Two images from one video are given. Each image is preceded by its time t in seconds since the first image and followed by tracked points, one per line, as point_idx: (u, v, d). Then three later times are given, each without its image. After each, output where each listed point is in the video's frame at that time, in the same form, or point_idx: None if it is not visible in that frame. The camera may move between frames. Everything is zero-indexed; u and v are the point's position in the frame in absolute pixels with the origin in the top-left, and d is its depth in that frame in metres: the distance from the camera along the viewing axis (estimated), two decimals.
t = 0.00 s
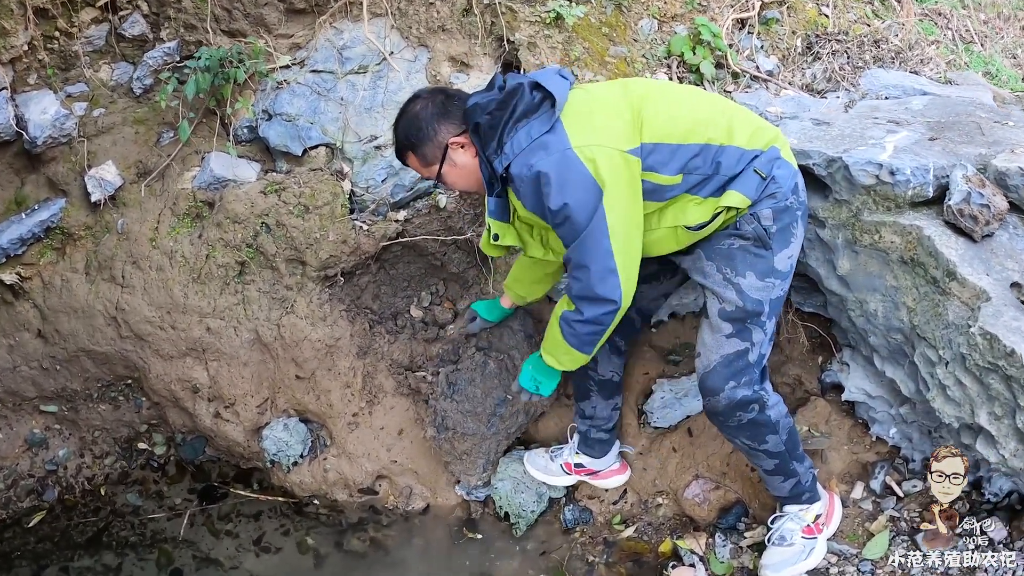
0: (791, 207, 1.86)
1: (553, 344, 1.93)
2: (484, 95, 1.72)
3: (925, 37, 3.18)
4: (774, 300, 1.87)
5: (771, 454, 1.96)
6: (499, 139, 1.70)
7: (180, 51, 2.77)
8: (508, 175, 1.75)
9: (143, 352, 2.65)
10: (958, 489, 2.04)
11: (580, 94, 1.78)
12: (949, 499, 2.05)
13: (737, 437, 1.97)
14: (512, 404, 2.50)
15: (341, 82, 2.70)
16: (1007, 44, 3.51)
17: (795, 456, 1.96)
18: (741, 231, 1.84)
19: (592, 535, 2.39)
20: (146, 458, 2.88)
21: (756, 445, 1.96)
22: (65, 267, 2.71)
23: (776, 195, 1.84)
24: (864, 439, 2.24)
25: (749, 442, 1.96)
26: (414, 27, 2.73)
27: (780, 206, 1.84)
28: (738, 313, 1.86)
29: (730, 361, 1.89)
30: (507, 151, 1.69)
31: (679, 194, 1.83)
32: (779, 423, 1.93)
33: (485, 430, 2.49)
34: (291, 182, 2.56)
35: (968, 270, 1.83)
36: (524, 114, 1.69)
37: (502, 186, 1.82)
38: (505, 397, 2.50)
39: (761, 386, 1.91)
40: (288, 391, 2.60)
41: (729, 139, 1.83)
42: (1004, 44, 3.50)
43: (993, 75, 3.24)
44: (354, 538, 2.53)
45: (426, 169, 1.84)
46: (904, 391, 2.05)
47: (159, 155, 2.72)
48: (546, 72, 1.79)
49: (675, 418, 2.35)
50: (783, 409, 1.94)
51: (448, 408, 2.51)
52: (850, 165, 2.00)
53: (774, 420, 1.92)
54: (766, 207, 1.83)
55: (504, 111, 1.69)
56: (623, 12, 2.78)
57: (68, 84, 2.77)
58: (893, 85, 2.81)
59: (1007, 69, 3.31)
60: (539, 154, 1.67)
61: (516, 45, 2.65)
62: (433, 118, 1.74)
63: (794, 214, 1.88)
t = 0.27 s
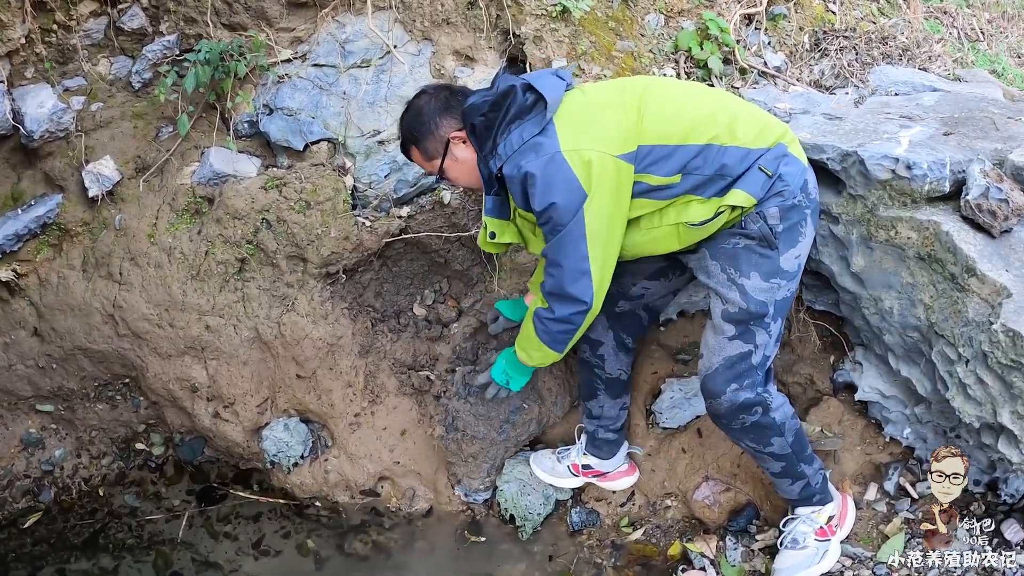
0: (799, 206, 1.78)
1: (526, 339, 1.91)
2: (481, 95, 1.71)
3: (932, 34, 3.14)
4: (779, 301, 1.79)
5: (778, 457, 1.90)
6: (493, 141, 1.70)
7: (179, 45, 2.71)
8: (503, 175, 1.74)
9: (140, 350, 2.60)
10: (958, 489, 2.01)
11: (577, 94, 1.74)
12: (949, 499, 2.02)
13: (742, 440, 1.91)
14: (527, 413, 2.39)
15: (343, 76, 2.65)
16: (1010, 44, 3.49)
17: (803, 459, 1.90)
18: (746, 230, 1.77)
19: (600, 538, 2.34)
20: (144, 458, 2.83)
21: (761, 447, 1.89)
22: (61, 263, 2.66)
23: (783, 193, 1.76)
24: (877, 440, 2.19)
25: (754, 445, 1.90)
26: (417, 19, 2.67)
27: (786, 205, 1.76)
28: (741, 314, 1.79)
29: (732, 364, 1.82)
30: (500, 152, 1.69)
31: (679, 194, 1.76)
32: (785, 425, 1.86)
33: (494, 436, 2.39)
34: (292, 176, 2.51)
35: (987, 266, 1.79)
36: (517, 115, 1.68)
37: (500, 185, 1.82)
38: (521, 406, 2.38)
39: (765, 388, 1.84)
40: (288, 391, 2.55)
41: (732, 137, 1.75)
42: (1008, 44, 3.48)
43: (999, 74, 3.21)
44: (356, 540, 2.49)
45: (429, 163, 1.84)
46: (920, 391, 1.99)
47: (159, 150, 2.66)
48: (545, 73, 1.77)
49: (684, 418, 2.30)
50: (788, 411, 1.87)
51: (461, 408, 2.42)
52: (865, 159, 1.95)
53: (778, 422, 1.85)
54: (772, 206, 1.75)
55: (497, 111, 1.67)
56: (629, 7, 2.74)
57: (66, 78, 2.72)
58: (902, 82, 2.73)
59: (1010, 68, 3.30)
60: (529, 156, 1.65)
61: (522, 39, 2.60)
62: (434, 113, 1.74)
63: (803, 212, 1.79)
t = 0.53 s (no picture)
0: (809, 211, 1.71)
1: (511, 342, 1.92)
2: (483, 108, 1.66)
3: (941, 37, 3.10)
4: (789, 311, 1.73)
5: (789, 466, 1.86)
6: (493, 156, 1.65)
7: (184, 44, 2.67)
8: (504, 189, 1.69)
9: (143, 353, 2.56)
10: (959, 489, 2.01)
11: (578, 106, 1.68)
12: (949, 499, 2.02)
13: (752, 449, 1.87)
14: (540, 420, 2.36)
15: (350, 76, 2.61)
16: (1016, 48, 3.48)
17: (815, 468, 1.86)
18: (755, 238, 1.71)
19: (610, 546, 2.31)
20: (147, 462, 2.79)
21: (773, 457, 1.85)
22: (63, 264, 2.62)
23: (792, 200, 1.70)
24: (892, 447, 2.15)
25: (764, 455, 1.86)
26: (426, 19, 2.64)
27: (797, 211, 1.69)
28: (749, 325, 1.74)
29: (739, 375, 1.78)
30: (500, 167, 1.64)
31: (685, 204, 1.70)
32: (796, 434, 1.82)
33: (506, 442, 2.35)
34: (298, 177, 2.47)
35: (1009, 272, 1.74)
36: (517, 130, 1.62)
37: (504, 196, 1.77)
38: (534, 412, 2.34)
39: (774, 397, 1.80)
40: (294, 395, 2.51)
41: (738, 145, 1.69)
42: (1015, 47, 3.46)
43: (1008, 77, 3.18)
44: (363, 547, 2.45)
45: (436, 173, 1.78)
46: (938, 397, 1.97)
47: (162, 149, 2.63)
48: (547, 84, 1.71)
49: (696, 424, 2.27)
50: (799, 419, 1.84)
51: (473, 414, 2.37)
52: (883, 163, 1.89)
53: (789, 431, 1.81)
54: (782, 213, 1.69)
55: (497, 126, 1.61)
56: (639, 7, 2.69)
57: (68, 77, 2.67)
58: (914, 84, 2.70)
59: (1019, 70, 3.27)
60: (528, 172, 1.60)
61: (532, 39, 2.58)
62: (439, 123, 1.69)
63: (814, 218, 1.73)
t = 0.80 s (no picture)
0: (826, 191, 1.65)
1: (514, 332, 1.86)
2: (489, 92, 1.58)
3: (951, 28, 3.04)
4: (806, 294, 1.67)
5: (807, 456, 1.80)
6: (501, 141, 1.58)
7: (185, 30, 2.62)
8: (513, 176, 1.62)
9: (140, 343, 2.51)
10: (959, 489, 1.99)
11: (587, 88, 1.61)
12: (949, 499, 1.99)
13: (769, 438, 1.81)
14: (545, 411, 2.30)
15: (353, 62, 2.57)
16: None
17: (834, 457, 1.80)
18: (771, 220, 1.65)
19: (618, 540, 2.25)
20: (144, 455, 2.74)
21: (790, 446, 1.80)
22: (60, 252, 2.57)
23: (808, 181, 1.64)
24: (908, 438, 2.09)
25: (781, 444, 1.80)
26: (431, 5, 2.60)
27: (813, 192, 1.63)
28: (766, 308, 1.68)
29: (756, 360, 1.72)
30: (509, 153, 1.57)
31: (698, 188, 1.64)
32: (813, 422, 1.76)
33: (511, 433, 2.30)
34: (299, 164, 2.42)
35: None
36: (526, 115, 1.55)
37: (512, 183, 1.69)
38: (539, 402, 2.29)
39: (792, 383, 1.74)
40: (294, 387, 2.46)
41: (752, 125, 1.62)
42: None
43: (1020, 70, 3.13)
44: (362, 543, 2.39)
45: (440, 161, 1.74)
46: (958, 384, 1.92)
47: (162, 136, 2.58)
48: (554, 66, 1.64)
49: (707, 416, 2.23)
50: (817, 405, 1.78)
51: (476, 404, 2.31)
52: (900, 145, 1.85)
53: (806, 418, 1.75)
54: (797, 194, 1.63)
55: (505, 113, 1.55)
56: None
57: (67, 63, 2.63)
58: (924, 74, 2.61)
59: None
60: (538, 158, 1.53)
61: (538, 24, 2.53)
62: (445, 108, 1.64)
63: (831, 200, 1.67)
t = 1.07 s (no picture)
0: (834, 150, 1.62)
1: (515, 299, 1.78)
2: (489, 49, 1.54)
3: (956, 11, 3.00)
4: (817, 253, 1.63)
5: (819, 425, 1.75)
6: (505, 98, 1.53)
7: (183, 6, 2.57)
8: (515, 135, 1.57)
9: (133, 321, 2.48)
10: (958, 489, 1.94)
11: (590, 46, 1.58)
12: (949, 498, 1.94)
13: (780, 405, 1.74)
14: (544, 386, 2.25)
15: (352, 39, 2.53)
16: None
17: (846, 427, 1.75)
18: (779, 178, 1.60)
19: (619, 522, 2.20)
20: (136, 438, 2.68)
21: (802, 414, 1.74)
22: (54, 229, 2.54)
23: (816, 138, 1.61)
24: (918, 414, 2.05)
25: (793, 412, 1.74)
26: None
27: (822, 149, 1.61)
28: (777, 266, 1.62)
29: (768, 322, 1.65)
30: (512, 109, 1.52)
31: (706, 146, 1.59)
32: (826, 389, 1.71)
33: (509, 410, 2.25)
34: (296, 140, 2.39)
35: None
36: (530, 69, 1.51)
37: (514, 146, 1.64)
38: (538, 376, 2.24)
39: (804, 346, 1.69)
40: (287, 365, 2.42)
41: (758, 81, 1.59)
42: None
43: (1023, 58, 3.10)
44: (355, 525, 2.33)
45: (436, 129, 1.70)
46: (970, 354, 1.88)
47: (158, 113, 2.54)
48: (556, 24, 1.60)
49: (711, 392, 2.20)
50: (829, 372, 1.73)
51: (473, 379, 2.26)
52: (907, 107, 1.84)
53: (818, 383, 1.70)
54: (806, 151, 1.60)
55: (509, 66, 1.51)
56: None
57: (64, 40, 2.60)
58: (928, 55, 2.51)
59: None
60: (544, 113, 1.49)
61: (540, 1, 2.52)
62: (444, 72, 1.61)
63: (839, 158, 1.64)
